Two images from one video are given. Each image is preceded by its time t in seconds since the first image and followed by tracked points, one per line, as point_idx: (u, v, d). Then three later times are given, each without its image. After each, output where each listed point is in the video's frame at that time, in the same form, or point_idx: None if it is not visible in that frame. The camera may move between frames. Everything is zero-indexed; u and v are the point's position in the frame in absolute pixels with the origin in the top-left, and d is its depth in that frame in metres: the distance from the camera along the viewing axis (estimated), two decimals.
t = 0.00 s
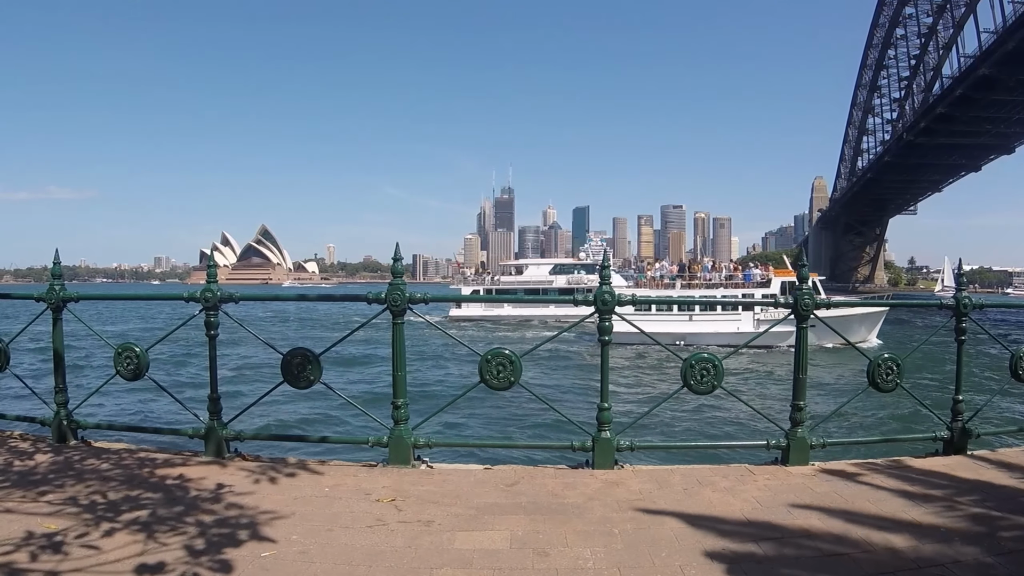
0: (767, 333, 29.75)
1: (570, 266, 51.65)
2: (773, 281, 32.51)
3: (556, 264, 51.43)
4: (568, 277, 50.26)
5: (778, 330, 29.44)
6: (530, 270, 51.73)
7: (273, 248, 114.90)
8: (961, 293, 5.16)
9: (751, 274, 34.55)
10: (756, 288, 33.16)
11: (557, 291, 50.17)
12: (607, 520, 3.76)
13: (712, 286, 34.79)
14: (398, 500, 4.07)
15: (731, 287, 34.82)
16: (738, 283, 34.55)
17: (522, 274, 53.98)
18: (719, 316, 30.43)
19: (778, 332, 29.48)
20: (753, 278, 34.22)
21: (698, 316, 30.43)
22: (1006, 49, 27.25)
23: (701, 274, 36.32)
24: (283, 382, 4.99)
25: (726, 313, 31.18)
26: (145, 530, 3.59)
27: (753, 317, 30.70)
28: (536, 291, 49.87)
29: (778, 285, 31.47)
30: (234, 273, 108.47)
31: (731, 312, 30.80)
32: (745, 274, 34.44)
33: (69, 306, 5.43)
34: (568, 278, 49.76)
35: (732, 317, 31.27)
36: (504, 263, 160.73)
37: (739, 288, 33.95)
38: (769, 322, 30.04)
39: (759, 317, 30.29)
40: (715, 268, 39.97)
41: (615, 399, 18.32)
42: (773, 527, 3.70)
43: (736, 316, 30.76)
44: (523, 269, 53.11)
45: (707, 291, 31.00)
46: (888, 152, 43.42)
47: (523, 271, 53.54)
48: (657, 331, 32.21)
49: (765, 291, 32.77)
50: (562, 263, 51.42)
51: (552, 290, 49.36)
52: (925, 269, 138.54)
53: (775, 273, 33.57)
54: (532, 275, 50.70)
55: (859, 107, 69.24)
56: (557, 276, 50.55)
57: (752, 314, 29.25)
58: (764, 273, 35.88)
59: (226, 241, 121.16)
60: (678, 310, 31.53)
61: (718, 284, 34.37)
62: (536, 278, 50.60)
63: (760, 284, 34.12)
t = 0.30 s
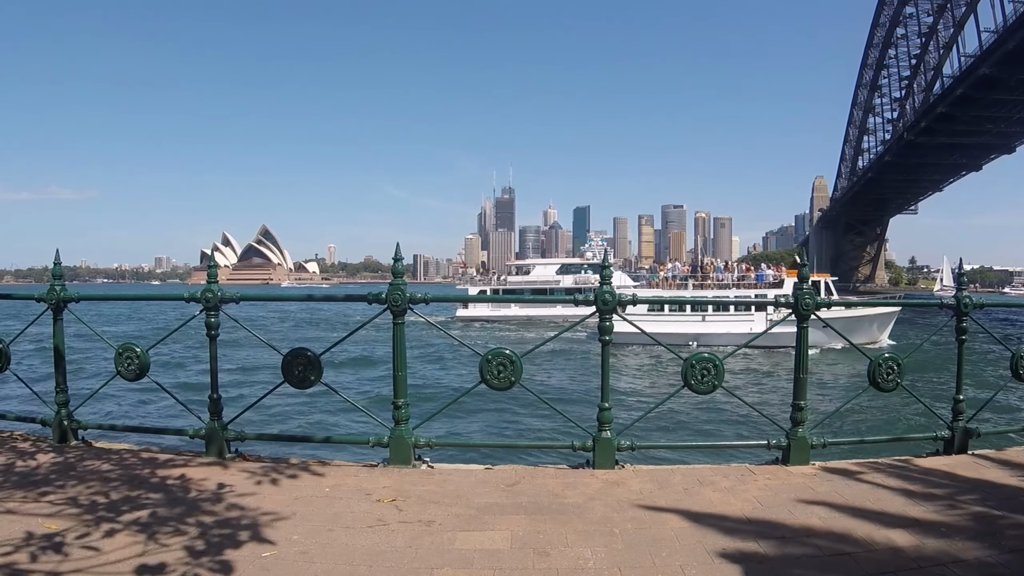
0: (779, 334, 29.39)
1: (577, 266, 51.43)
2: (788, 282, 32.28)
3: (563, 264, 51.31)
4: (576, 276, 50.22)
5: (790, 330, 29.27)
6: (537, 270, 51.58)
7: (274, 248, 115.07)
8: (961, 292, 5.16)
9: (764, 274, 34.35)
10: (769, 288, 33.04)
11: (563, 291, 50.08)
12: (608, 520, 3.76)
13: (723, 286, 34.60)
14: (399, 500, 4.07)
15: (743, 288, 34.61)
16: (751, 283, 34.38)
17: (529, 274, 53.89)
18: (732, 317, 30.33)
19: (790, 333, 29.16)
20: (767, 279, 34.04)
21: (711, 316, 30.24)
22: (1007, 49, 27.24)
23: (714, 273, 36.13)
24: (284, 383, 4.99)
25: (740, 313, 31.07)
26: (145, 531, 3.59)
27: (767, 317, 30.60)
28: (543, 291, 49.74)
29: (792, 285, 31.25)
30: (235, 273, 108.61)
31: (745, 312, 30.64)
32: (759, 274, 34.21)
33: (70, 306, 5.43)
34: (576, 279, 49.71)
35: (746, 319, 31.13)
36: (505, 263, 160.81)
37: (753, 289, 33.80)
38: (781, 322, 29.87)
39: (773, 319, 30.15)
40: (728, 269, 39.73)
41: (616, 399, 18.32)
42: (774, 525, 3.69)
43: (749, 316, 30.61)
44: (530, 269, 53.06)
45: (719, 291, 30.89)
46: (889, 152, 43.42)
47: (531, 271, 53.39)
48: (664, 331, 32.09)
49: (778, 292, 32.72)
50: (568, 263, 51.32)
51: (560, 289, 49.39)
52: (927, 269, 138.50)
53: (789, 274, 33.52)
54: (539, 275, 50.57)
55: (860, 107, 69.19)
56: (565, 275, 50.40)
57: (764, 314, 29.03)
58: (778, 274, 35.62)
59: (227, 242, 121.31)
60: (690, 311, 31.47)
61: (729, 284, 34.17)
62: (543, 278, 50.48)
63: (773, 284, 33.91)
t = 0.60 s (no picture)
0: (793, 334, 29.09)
1: (585, 266, 51.01)
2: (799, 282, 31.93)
3: (570, 264, 50.93)
4: (583, 277, 49.98)
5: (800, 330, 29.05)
6: (544, 270, 51.36)
7: (275, 248, 115.09)
8: (962, 292, 5.15)
9: (777, 274, 34.10)
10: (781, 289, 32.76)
11: (569, 291, 49.95)
12: (609, 520, 3.76)
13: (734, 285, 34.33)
14: (400, 500, 4.07)
15: (756, 288, 34.36)
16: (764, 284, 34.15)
17: (535, 274, 53.79)
18: (745, 317, 30.07)
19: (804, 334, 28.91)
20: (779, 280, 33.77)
21: (724, 316, 30.02)
22: (1008, 49, 27.20)
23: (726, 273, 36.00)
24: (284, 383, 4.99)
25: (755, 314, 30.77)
26: (146, 530, 3.59)
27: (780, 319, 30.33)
28: (550, 291, 49.59)
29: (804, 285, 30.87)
30: (236, 273, 108.62)
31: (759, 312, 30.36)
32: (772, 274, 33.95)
33: (71, 306, 5.43)
34: (584, 279, 49.45)
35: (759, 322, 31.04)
36: (506, 263, 160.80)
37: (766, 289, 33.54)
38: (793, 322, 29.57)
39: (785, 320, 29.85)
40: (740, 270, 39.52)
41: (617, 399, 18.33)
42: (775, 524, 3.69)
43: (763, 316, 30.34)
44: (537, 270, 52.80)
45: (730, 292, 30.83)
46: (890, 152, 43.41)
47: (538, 271, 53.02)
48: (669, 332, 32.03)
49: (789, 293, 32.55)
50: (576, 263, 50.95)
51: (567, 289, 49.30)
52: (928, 269, 138.35)
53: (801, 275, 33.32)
54: (546, 275, 50.36)
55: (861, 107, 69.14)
56: (571, 275, 50.23)
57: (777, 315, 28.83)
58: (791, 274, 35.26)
59: (228, 242, 121.30)
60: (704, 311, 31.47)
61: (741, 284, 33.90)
62: (550, 278, 50.35)
63: (785, 284, 33.65)
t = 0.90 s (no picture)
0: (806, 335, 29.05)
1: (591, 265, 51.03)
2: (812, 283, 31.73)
3: (577, 264, 50.92)
4: (590, 276, 49.99)
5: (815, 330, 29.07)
6: (551, 269, 51.38)
7: (276, 248, 115.20)
8: (963, 293, 5.15)
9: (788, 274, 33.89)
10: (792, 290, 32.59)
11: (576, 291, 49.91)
12: (609, 520, 3.76)
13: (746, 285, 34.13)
14: (400, 500, 4.07)
15: (767, 288, 34.22)
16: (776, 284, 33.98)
17: (543, 273, 53.81)
18: (757, 317, 29.93)
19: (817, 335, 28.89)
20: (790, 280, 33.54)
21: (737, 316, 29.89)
22: (1008, 49, 27.21)
23: (739, 273, 36.00)
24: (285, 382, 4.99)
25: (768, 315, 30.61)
26: (145, 529, 3.59)
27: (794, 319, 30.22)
28: (558, 291, 49.58)
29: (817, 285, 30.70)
30: (237, 272, 108.70)
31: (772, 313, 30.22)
32: (784, 274, 33.73)
33: (72, 306, 5.44)
34: (591, 279, 49.44)
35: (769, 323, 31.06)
36: (507, 264, 160.87)
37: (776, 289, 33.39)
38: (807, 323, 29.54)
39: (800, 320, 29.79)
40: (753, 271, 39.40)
41: (619, 399, 18.34)
42: (775, 524, 3.69)
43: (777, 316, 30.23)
44: (544, 269, 52.78)
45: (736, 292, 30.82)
46: (890, 152, 43.40)
47: (545, 271, 53.04)
48: (671, 331, 32.00)
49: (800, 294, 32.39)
50: (582, 263, 50.94)
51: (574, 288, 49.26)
52: (929, 269, 138.20)
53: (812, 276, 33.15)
54: (554, 274, 50.30)
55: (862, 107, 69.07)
56: (578, 276, 50.16)
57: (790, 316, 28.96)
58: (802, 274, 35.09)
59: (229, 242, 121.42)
60: (717, 311, 31.54)
61: (752, 284, 33.69)
62: (558, 278, 50.33)
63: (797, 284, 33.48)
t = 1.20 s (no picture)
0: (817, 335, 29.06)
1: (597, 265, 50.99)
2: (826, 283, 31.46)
3: (584, 264, 50.87)
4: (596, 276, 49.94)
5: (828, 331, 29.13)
6: (558, 270, 51.34)
7: (276, 249, 115.21)
8: (964, 293, 5.14)
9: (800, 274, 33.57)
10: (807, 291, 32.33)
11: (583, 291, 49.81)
12: (609, 520, 3.76)
13: (758, 285, 33.98)
14: (401, 500, 4.07)
15: (780, 289, 34.00)
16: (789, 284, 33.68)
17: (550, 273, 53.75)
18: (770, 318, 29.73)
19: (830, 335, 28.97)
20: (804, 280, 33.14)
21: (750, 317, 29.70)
22: (1009, 50, 27.20)
23: (751, 273, 35.81)
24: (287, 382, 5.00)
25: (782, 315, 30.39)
26: (145, 530, 3.59)
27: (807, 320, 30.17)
28: (565, 291, 49.50)
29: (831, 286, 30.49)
30: (238, 272, 108.65)
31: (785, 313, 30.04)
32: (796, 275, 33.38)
33: (72, 306, 5.43)
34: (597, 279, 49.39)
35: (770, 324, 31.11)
36: (508, 264, 160.85)
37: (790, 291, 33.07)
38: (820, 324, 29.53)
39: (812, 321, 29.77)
40: (767, 272, 39.22)
41: (619, 398, 18.35)
42: (777, 526, 3.68)
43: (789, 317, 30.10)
44: (550, 269, 52.71)
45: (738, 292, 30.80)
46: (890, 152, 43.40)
47: (551, 270, 52.99)
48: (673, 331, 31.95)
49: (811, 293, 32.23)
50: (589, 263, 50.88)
51: (581, 288, 49.18)
52: (929, 268, 138.12)
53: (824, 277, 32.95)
54: (560, 275, 50.19)
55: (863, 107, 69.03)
56: (584, 276, 50.11)
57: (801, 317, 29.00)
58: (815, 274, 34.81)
59: (230, 242, 121.38)
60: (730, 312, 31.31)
61: (762, 284, 33.54)
62: (563, 278, 50.25)
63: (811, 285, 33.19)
